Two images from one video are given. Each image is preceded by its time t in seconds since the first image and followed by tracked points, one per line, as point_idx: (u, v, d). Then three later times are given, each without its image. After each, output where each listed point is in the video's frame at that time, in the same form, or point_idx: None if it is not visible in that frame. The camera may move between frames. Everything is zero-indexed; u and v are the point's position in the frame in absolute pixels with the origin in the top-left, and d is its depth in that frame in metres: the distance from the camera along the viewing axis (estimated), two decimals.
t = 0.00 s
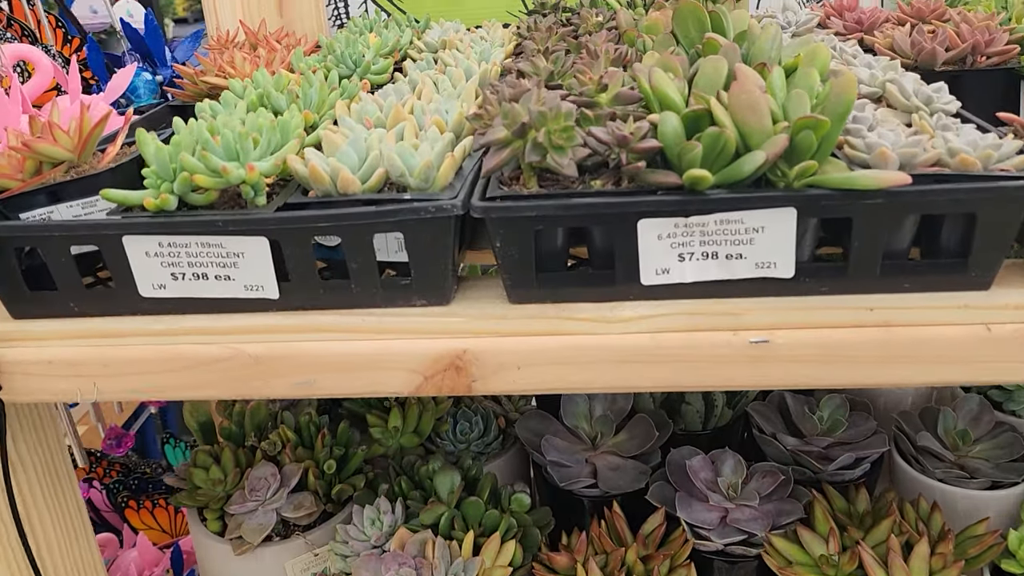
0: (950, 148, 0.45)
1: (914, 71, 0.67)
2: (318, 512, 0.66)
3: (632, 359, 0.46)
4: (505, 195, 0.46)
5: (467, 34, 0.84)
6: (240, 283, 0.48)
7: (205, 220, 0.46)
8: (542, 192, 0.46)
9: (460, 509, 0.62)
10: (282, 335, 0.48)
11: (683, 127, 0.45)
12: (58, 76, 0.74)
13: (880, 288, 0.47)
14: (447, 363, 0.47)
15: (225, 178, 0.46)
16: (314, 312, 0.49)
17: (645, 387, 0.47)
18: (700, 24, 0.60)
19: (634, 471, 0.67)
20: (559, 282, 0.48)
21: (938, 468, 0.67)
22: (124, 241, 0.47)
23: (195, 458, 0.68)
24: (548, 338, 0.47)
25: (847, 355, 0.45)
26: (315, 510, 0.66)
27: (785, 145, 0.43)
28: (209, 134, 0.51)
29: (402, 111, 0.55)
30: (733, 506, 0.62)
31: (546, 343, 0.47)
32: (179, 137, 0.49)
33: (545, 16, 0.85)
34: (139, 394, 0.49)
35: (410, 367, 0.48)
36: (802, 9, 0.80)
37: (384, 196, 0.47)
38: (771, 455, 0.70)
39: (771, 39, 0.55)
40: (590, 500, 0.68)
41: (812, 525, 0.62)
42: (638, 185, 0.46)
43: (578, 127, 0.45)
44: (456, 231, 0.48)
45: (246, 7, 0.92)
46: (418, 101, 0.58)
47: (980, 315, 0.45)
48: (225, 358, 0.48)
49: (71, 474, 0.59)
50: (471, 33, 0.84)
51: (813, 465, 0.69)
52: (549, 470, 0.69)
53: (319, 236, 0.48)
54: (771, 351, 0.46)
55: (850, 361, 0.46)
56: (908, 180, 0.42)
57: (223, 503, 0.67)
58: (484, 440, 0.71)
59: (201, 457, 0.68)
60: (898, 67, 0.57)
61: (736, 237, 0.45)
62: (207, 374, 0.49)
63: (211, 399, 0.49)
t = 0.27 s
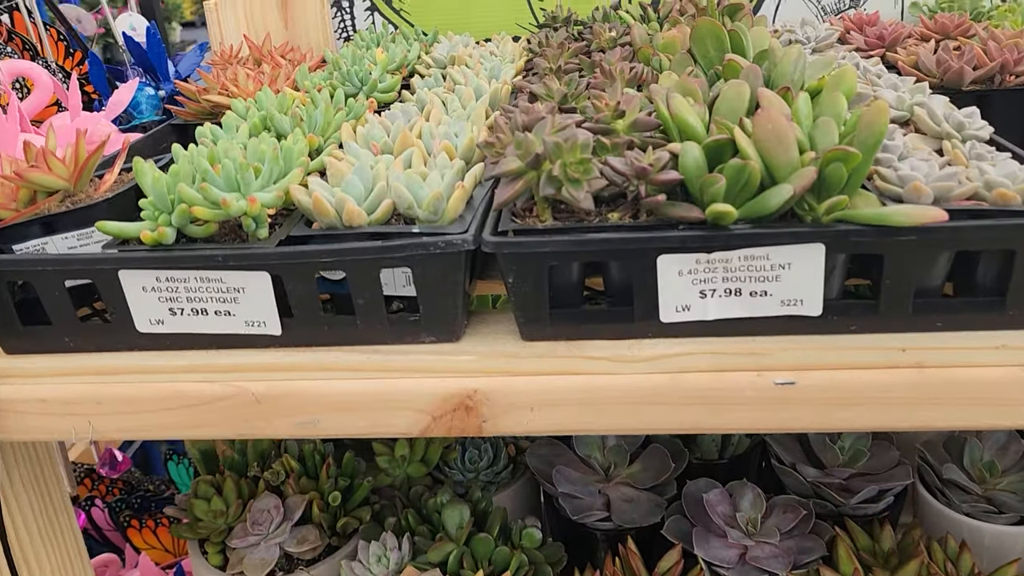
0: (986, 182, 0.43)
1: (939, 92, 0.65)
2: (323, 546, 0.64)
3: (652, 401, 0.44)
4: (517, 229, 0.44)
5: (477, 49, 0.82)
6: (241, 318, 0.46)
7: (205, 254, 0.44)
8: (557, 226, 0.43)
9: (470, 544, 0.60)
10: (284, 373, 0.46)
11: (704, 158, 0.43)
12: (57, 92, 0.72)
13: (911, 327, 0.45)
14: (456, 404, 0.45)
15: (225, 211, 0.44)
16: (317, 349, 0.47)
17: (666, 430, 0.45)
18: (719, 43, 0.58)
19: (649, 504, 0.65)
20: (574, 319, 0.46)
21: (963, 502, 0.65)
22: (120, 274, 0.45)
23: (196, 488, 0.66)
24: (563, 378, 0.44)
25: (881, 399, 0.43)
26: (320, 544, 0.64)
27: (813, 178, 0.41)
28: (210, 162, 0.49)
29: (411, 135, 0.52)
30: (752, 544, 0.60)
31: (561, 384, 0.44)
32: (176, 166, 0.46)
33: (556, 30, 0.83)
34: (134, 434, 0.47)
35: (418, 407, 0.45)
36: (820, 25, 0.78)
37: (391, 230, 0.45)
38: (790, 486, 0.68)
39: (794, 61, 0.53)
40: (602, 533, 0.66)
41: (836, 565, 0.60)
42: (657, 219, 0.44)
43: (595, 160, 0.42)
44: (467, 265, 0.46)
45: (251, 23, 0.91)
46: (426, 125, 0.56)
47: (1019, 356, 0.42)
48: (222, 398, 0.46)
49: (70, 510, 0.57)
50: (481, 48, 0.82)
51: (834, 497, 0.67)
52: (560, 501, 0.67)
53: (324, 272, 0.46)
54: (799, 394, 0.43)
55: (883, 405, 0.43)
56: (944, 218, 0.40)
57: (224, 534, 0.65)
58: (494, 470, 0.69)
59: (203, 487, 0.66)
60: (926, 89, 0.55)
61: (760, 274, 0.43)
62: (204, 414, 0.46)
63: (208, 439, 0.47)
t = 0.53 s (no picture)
0: None
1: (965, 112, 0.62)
2: None
3: (669, 447, 0.42)
4: (528, 267, 0.41)
5: (484, 63, 0.80)
6: (237, 357, 0.44)
7: (199, 291, 0.42)
8: (570, 263, 0.41)
9: None
10: (282, 414, 0.44)
11: (725, 191, 0.41)
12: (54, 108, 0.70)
13: (943, 370, 0.42)
14: (463, 448, 0.42)
15: (220, 247, 0.42)
16: (317, 390, 0.45)
17: (684, 477, 0.42)
18: (737, 62, 0.55)
19: (661, 538, 0.63)
20: (586, 360, 0.43)
21: (989, 539, 0.62)
22: (110, 312, 0.43)
23: (193, 520, 0.65)
24: (576, 422, 0.42)
25: (913, 447, 0.40)
26: None
27: (843, 215, 0.39)
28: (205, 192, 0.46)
29: (416, 161, 0.50)
30: None
31: (574, 429, 0.42)
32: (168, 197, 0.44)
33: (566, 44, 0.81)
34: (123, 477, 0.45)
35: (422, 452, 0.43)
36: (838, 40, 0.75)
37: (395, 265, 0.43)
38: (809, 520, 0.65)
39: (817, 85, 0.50)
40: (613, 567, 0.63)
41: None
42: (676, 256, 0.41)
43: (610, 195, 0.40)
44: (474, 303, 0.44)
45: (253, 38, 0.90)
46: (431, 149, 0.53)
47: None
48: (215, 441, 0.43)
49: (62, 547, 0.55)
50: (488, 62, 0.80)
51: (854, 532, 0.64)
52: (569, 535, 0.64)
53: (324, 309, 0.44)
54: (826, 441, 0.41)
55: (916, 453, 0.40)
56: (983, 259, 0.37)
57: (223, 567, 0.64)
58: (501, 501, 0.67)
59: (200, 520, 0.64)
60: (956, 114, 0.53)
61: (785, 314, 0.41)
62: (197, 457, 0.44)
63: (201, 483, 0.45)
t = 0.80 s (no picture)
0: None
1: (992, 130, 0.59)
2: None
3: (684, 496, 0.39)
4: (531, 305, 0.38)
5: (486, 75, 0.77)
6: (221, 398, 0.41)
7: (180, 330, 0.39)
8: (576, 301, 0.38)
9: None
10: (268, 459, 0.41)
11: (744, 223, 0.38)
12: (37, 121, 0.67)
13: (978, 416, 0.39)
14: (461, 496, 0.40)
15: (202, 283, 0.39)
16: (307, 433, 0.42)
17: (699, 528, 0.39)
18: (752, 79, 0.52)
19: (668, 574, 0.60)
20: (594, 403, 0.41)
21: None
22: (85, 350, 0.40)
23: (180, 555, 0.62)
24: (582, 469, 0.39)
25: (946, 499, 0.37)
26: None
27: (873, 251, 0.36)
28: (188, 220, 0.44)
29: (413, 185, 0.47)
30: None
31: (581, 476, 0.39)
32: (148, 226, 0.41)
33: (571, 55, 0.78)
34: (98, 523, 0.42)
35: (417, 499, 0.40)
36: (854, 51, 0.73)
37: (390, 302, 0.40)
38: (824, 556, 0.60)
39: (837, 105, 0.47)
40: None
41: None
42: (690, 293, 0.38)
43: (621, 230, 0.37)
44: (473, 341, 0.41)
45: (249, 48, 0.88)
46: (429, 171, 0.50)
47: None
48: (196, 486, 0.40)
49: None
50: (490, 74, 0.77)
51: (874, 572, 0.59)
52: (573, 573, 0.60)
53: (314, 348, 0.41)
54: (852, 492, 0.38)
55: (949, 505, 0.37)
56: None
57: None
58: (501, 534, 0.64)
59: (187, 555, 0.61)
60: (986, 135, 0.50)
61: (807, 356, 0.38)
62: (176, 504, 0.41)
63: (181, 530, 0.42)
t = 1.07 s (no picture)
0: None
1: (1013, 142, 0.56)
2: None
3: (693, 540, 0.36)
4: (529, 336, 0.36)
5: (484, 82, 0.74)
6: (198, 432, 0.39)
7: (153, 361, 0.37)
8: (577, 332, 0.36)
9: None
10: (248, 497, 0.38)
11: (758, 249, 0.35)
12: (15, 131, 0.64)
13: (1009, 454, 0.37)
14: (454, 537, 0.37)
15: (177, 311, 0.37)
16: (291, 469, 0.40)
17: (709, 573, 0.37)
18: (762, 90, 0.49)
19: None
20: (596, 439, 0.38)
21: None
22: (53, 383, 0.38)
23: None
24: (584, 510, 0.36)
25: (977, 545, 0.35)
26: None
27: (897, 280, 0.33)
28: (165, 242, 0.41)
29: (405, 203, 0.45)
30: None
31: (583, 517, 0.36)
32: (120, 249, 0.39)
33: (572, 62, 0.75)
34: (67, 564, 0.39)
35: (407, 540, 0.37)
36: (867, 58, 0.70)
37: (378, 332, 0.37)
38: None
39: (854, 119, 0.44)
40: None
41: None
42: (700, 324, 0.36)
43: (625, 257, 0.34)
44: (468, 373, 0.38)
45: (240, 53, 0.86)
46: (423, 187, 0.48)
47: None
48: (171, 526, 0.38)
49: None
50: (488, 81, 0.75)
51: None
52: None
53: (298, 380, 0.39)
54: (875, 536, 0.35)
55: (980, 551, 0.35)
56: None
57: None
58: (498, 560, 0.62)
59: None
60: (1009, 150, 0.47)
61: (826, 393, 0.35)
62: (151, 544, 0.38)
63: (156, 571, 0.39)
